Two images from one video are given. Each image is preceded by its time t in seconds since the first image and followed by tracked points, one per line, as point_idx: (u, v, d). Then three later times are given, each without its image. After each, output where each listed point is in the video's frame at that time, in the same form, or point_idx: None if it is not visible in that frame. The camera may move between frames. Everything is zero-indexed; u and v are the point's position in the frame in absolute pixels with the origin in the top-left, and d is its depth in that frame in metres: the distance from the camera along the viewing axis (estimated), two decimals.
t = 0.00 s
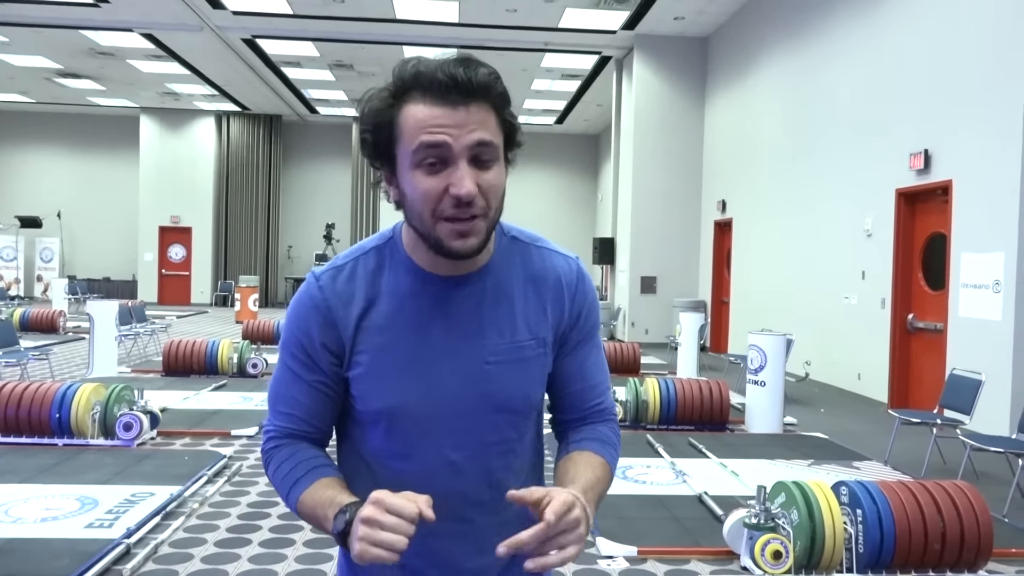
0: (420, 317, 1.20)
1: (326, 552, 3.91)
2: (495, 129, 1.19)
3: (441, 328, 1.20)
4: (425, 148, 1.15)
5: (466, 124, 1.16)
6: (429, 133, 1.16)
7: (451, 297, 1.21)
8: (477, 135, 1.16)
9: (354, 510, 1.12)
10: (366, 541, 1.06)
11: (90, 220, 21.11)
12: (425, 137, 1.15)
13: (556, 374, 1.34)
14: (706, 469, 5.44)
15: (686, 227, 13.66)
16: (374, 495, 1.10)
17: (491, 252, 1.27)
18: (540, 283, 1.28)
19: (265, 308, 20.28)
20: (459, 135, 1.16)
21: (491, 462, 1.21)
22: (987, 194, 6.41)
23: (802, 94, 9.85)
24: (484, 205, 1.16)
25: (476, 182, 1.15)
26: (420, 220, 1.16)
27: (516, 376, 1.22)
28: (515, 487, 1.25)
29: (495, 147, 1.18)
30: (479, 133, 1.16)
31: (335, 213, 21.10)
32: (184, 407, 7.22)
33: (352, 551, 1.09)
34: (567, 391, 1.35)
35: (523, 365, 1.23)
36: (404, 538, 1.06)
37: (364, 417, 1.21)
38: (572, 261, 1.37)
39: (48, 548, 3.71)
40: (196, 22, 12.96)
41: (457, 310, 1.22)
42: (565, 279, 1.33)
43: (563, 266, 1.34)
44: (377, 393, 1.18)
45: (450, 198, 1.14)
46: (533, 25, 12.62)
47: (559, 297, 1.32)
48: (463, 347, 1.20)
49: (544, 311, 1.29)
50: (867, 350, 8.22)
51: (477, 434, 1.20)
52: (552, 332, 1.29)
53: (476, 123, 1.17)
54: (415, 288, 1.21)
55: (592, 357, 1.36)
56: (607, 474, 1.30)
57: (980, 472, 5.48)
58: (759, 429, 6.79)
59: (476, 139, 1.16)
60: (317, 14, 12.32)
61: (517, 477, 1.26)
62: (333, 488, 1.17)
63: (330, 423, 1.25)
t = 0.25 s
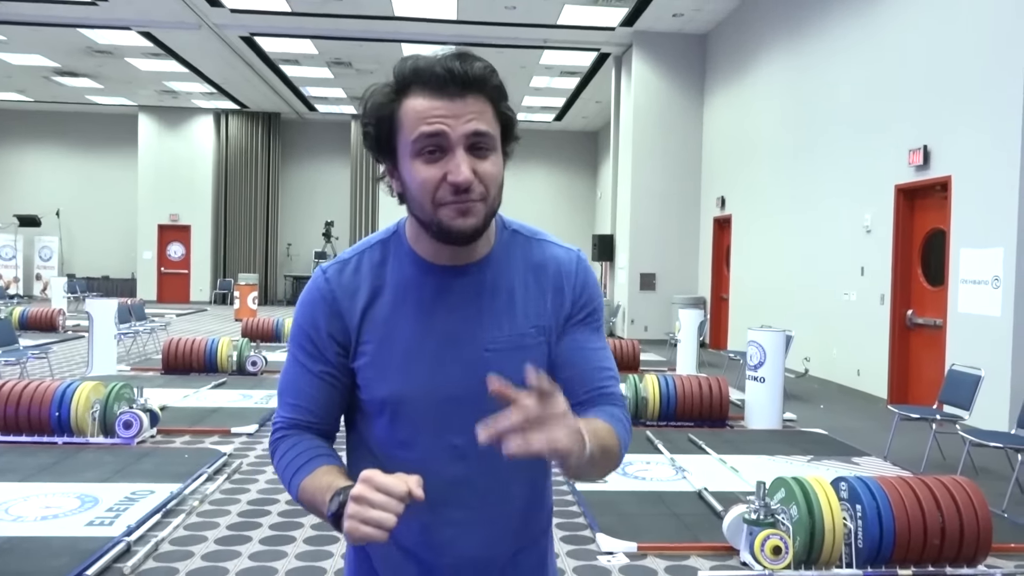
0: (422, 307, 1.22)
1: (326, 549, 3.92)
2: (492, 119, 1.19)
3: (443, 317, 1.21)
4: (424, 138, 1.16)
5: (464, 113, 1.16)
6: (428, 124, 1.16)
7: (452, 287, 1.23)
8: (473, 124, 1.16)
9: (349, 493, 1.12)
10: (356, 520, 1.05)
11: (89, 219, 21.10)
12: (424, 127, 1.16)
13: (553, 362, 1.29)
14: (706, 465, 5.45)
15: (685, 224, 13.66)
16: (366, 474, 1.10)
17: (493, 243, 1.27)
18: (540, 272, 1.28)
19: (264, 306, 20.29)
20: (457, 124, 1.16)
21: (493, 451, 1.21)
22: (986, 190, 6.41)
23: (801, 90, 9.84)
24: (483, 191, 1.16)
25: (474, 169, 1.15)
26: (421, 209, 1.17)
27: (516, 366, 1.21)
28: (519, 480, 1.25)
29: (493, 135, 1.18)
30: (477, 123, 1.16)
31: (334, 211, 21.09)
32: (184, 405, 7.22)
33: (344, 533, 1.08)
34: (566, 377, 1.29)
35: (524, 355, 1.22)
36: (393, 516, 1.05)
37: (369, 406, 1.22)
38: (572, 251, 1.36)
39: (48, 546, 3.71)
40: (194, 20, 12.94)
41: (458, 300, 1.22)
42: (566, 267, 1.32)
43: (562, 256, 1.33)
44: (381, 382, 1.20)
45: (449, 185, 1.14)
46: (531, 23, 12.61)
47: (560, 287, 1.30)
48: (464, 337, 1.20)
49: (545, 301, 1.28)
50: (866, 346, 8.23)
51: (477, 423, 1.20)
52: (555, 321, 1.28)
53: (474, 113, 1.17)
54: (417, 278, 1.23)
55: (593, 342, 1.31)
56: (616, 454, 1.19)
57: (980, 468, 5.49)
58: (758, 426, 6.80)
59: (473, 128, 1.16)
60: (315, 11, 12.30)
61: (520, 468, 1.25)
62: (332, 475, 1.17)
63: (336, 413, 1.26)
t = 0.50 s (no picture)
0: (431, 296, 1.24)
1: (326, 544, 3.92)
2: (500, 113, 1.21)
3: (451, 306, 1.23)
4: (436, 130, 1.18)
5: (473, 107, 1.19)
6: (439, 117, 1.18)
7: (460, 277, 1.24)
8: (483, 119, 1.18)
9: (370, 475, 1.13)
10: (381, 495, 1.07)
11: (88, 214, 21.08)
12: (435, 122, 1.18)
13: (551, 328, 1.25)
14: (705, 460, 5.45)
15: (684, 219, 13.65)
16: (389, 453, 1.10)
17: (499, 235, 1.29)
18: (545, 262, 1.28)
19: (263, 301, 20.27)
20: (466, 117, 1.18)
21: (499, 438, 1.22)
22: (986, 185, 6.40)
23: (800, 85, 9.84)
24: (491, 183, 1.18)
25: (484, 162, 1.17)
26: (431, 200, 1.19)
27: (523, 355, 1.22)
28: (527, 469, 1.25)
29: (501, 129, 1.20)
30: (486, 117, 1.19)
31: (333, 206, 21.07)
32: (183, 400, 7.22)
33: (366, 512, 1.09)
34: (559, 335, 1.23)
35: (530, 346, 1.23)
36: (419, 493, 1.07)
37: (379, 395, 1.24)
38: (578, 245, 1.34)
39: (48, 541, 3.71)
40: (192, 14, 12.91)
41: (465, 291, 1.24)
42: (572, 261, 1.30)
43: (565, 243, 1.32)
44: (389, 370, 1.22)
45: (459, 175, 1.16)
46: (531, 17, 12.59)
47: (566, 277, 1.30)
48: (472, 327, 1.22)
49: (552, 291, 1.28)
50: (865, 341, 8.23)
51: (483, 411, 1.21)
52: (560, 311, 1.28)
53: (483, 107, 1.19)
54: (425, 269, 1.25)
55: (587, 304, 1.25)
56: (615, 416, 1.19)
57: (978, 463, 5.49)
58: (757, 421, 6.81)
59: (482, 123, 1.18)
60: (314, 6, 12.27)
61: (529, 457, 1.25)
62: (347, 462, 1.18)
63: (347, 404, 1.27)
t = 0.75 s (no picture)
0: (428, 297, 1.23)
1: (321, 545, 3.91)
2: (492, 118, 1.20)
3: (449, 308, 1.22)
4: (428, 138, 1.17)
5: (464, 113, 1.18)
6: (431, 124, 1.18)
7: (457, 280, 1.24)
8: (474, 124, 1.17)
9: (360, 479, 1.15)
10: (366, 502, 1.09)
11: (83, 213, 21.02)
12: (427, 130, 1.18)
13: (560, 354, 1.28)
14: (700, 461, 5.46)
15: (680, 220, 13.67)
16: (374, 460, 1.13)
17: (497, 237, 1.28)
18: (542, 268, 1.27)
19: (259, 301, 20.23)
20: (457, 124, 1.17)
21: (495, 437, 1.21)
22: (981, 187, 6.42)
23: (797, 87, 9.86)
24: (482, 188, 1.17)
25: (473, 167, 1.16)
26: (424, 205, 1.18)
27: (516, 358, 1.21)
28: (523, 472, 1.25)
29: (492, 135, 1.19)
30: (476, 122, 1.18)
31: (330, 206, 21.05)
32: (178, 400, 7.20)
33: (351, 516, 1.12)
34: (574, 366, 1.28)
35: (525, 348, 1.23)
36: (402, 499, 1.10)
37: (377, 395, 1.25)
38: (576, 251, 1.34)
39: (42, 541, 3.70)
40: (189, 14, 12.89)
41: (462, 294, 1.23)
42: (570, 266, 1.30)
43: (565, 252, 1.32)
44: (387, 370, 1.22)
45: (450, 181, 1.16)
46: (527, 18, 12.59)
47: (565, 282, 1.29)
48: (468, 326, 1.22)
49: (548, 297, 1.26)
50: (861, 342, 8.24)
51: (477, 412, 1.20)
52: (555, 316, 1.26)
53: (473, 113, 1.18)
54: (423, 271, 1.24)
55: (601, 337, 1.28)
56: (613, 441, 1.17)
57: (973, 464, 5.51)
58: (752, 422, 6.81)
59: (473, 129, 1.17)
60: (311, 5, 12.26)
61: (525, 460, 1.24)
62: (345, 462, 1.20)
63: (350, 403, 1.29)
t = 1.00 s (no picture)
0: (431, 311, 1.26)
1: (316, 547, 3.91)
2: (495, 142, 1.26)
3: (453, 323, 1.26)
4: (433, 160, 1.22)
5: (470, 136, 1.23)
6: (437, 146, 1.23)
7: (460, 296, 1.27)
8: (479, 148, 1.23)
9: (356, 496, 1.17)
10: (362, 524, 1.11)
11: (77, 214, 20.95)
12: (433, 152, 1.22)
13: (558, 371, 1.38)
14: (696, 463, 5.46)
15: (676, 222, 13.69)
16: (372, 480, 1.16)
17: (498, 254, 1.32)
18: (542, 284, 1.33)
19: (254, 303, 20.18)
20: (462, 148, 1.23)
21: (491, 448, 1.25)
22: (974, 190, 6.45)
23: (791, 89, 9.88)
24: (485, 209, 1.22)
25: (476, 188, 1.21)
26: (429, 223, 1.22)
27: (517, 369, 1.26)
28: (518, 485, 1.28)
29: (496, 158, 1.25)
30: (480, 146, 1.23)
31: (325, 208, 21.02)
32: (173, 402, 7.18)
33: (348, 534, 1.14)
34: (573, 384, 1.38)
35: (524, 361, 1.27)
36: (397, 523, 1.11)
37: (379, 405, 1.28)
38: (575, 268, 1.41)
39: (35, 544, 3.68)
40: (184, 15, 12.87)
41: (465, 310, 1.27)
42: (567, 284, 1.37)
43: (564, 271, 1.38)
44: (389, 381, 1.25)
45: (453, 203, 1.21)
46: (523, 20, 12.60)
47: (562, 299, 1.36)
48: (469, 340, 1.25)
49: (547, 312, 1.33)
50: (855, 344, 8.26)
51: (478, 422, 1.24)
52: (553, 331, 1.33)
53: (478, 136, 1.23)
54: (426, 287, 1.27)
55: (595, 357, 1.39)
56: (598, 456, 1.31)
57: (966, 466, 5.53)
58: (747, 424, 6.83)
59: (477, 152, 1.22)
60: (306, 7, 12.25)
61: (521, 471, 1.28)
62: (342, 475, 1.23)
63: (348, 412, 1.32)
